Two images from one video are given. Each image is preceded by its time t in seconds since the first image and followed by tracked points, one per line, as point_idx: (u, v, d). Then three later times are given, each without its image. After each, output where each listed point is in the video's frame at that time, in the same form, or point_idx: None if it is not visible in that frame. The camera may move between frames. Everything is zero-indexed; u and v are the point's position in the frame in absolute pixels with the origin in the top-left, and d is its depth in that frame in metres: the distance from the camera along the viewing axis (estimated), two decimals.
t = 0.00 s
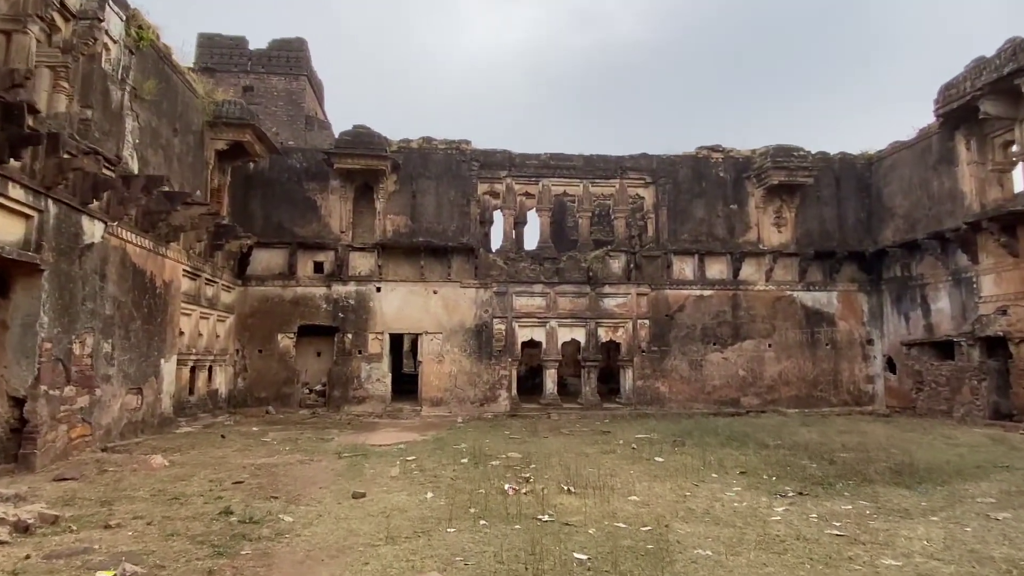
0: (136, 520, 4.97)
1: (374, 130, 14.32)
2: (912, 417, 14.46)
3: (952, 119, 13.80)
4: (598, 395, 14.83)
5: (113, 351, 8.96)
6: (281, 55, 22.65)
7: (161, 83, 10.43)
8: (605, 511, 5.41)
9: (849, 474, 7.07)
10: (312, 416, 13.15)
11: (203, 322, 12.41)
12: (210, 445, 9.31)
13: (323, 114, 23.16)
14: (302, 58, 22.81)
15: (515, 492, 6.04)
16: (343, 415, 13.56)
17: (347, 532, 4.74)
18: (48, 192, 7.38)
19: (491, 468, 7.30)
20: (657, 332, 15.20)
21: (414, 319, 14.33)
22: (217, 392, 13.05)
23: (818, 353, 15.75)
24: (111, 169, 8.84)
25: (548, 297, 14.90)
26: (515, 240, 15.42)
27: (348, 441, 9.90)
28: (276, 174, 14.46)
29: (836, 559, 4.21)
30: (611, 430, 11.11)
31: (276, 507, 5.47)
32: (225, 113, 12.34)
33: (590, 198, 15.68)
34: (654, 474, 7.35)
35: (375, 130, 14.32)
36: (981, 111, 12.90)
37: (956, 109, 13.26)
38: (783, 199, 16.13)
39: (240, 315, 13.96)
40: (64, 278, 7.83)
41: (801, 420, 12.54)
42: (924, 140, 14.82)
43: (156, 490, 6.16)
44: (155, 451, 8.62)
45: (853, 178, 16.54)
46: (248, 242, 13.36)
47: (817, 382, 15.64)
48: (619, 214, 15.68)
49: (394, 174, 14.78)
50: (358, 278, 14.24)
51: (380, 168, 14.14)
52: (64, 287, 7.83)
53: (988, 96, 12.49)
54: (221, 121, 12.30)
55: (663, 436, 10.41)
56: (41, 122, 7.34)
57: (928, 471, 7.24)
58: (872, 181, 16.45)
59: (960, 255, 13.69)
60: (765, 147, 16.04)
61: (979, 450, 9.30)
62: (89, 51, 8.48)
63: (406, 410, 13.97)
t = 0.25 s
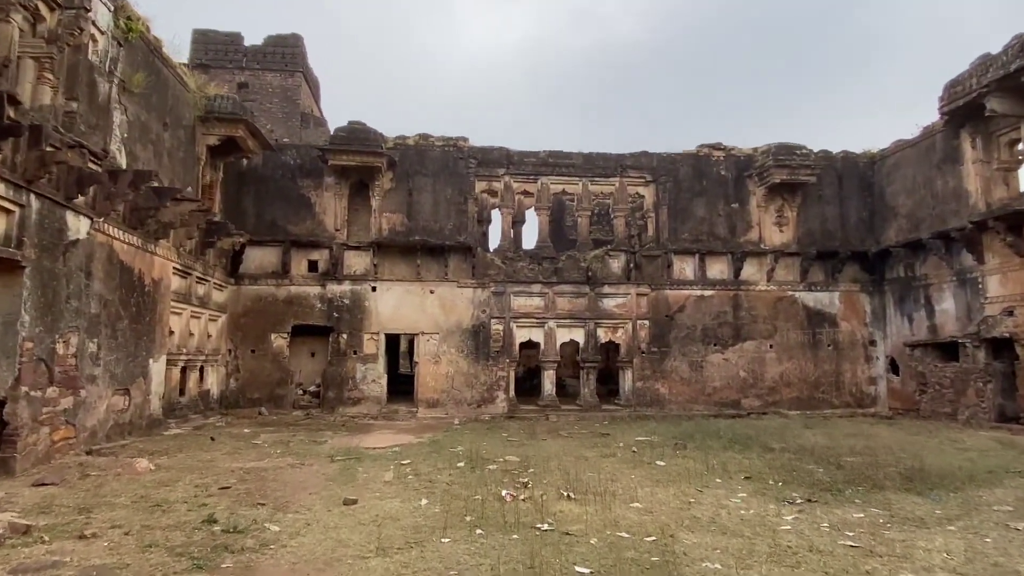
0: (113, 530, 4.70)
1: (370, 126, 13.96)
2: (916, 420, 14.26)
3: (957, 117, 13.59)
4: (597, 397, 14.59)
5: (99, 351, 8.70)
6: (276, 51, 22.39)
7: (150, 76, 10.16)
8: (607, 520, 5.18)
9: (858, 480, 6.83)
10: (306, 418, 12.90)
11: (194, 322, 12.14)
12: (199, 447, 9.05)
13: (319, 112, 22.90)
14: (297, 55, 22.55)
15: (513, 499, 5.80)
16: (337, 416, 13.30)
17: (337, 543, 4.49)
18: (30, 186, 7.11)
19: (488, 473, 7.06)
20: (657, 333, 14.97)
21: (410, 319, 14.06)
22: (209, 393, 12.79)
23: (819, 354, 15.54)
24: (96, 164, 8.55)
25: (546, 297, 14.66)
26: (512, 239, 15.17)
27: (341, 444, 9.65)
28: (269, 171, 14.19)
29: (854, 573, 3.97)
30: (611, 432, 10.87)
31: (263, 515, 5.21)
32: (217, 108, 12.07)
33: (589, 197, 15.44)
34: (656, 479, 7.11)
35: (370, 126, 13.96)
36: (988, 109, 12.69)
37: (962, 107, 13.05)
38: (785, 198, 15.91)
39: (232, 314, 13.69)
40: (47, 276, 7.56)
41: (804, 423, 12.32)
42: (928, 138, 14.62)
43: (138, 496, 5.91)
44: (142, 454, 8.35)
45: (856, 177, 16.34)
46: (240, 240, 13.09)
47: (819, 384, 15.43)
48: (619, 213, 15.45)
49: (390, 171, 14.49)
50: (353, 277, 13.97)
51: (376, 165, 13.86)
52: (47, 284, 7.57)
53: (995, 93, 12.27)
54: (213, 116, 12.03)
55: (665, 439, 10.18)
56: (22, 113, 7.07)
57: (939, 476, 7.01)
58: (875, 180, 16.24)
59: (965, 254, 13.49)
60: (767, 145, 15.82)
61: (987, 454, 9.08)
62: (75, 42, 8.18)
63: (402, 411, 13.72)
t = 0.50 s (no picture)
0: (88, 535, 4.45)
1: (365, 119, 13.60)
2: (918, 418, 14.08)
3: (961, 111, 13.39)
4: (595, 394, 14.37)
5: (84, 347, 8.44)
6: (271, 45, 22.08)
7: (138, 65, 9.90)
8: (608, 523, 4.95)
9: (867, 480, 6.62)
10: (299, 416, 12.65)
11: (185, 318, 11.88)
12: (187, 446, 8.80)
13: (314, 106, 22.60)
14: (292, 48, 22.23)
15: (510, 501, 5.57)
16: (331, 414, 13.06)
17: (324, 548, 4.25)
18: (9, 176, 6.85)
19: (484, 473, 6.82)
20: (656, 330, 14.75)
21: (405, 316, 13.79)
22: (200, 391, 12.53)
23: (820, 352, 15.34)
24: (81, 154, 8.30)
25: (544, 293, 14.43)
26: (510, 235, 14.92)
27: (334, 443, 9.41)
28: (262, 164, 13.92)
29: None
30: (610, 430, 10.64)
31: (249, 518, 4.97)
32: (208, 100, 11.81)
33: (588, 192, 15.19)
34: (658, 480, 6.88)
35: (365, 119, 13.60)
36: (993, 102, 12.50)
37: (967, 100, 12.84)
38: (786, 194, 15.70)
39: (224, 311, 13.43)
40: (28, 269, 7.30)
41: (806, 421, 12.11)
42: (932, 133, 14.41)
43: (119, 497, 5.66)
44: (127, 453, 8.10)
45: (858, 172, 16.14)
46: (232, 234, 12.83)
47: (820, 382, 15.23)
48: (618, 208, 15.21)
49: (385, 165, 14.18)
50: (347, 273, 13.70)
51: (371, 158, 13.54)
52: (28, 278, 7.31)
53: (1000, 86, 12.08)
54: (203, 107, 11.76)
55: (665, 437, 9.96)
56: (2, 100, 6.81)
57: (950, 476, 6.80)
58: (877, 176, 16.04)
59: (969, 250, 13.32)
60: (768, 140, 15.60)
61: (994, 453, 8.88)
62: (58, 27, 7.93)
63: (397, 409, 13.48)
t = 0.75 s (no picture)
0: (56, 544, 4.18)
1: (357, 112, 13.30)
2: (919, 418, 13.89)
3: (964, 106, 13.18)
4: (592, 394, 14.13)
5: (64, 345, 8.14)
6: (263, 39, 21.74)
7: (121, 54, 9.59)
8: (609, 530, 4.71)
9: (874, 483, 6.37)
10: (290, 415, 12.37)
11: (172, 315, 11.57)
12: (173, 448, 8.51)
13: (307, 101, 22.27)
14: (285, 42, 21.89)
15: (504, 506, 5.31)
16: (323, 414, 12.77)
17: (307, 558, 3.99)
18: None
19: (479, 476, 6.56)
20: (654, 328, 14.51)
21: (398, 313, 13.49)
22: (188, 390, 12.24)
23: (820, 350, 15.13)
24: (60, 144, 7.99)
25: (540, 291, 14.16)
26: (505, 231, 14.64)
27: (324, 443, 9.12)
28: (252, 158, 13.61)
29: None
30: (607, 430, 10.38)
31: (229, 525, 4.71)
32: (196, 91, 11.51)
33: (585, 187, 14.92)
34: (659, 483, 6.62)
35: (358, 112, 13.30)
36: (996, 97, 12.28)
37: (969, 95, 12.63)
38: (785, 190, 15.49)
39: (214, 308, 13.13)
40: (3, 264, 7.00)
41: (806, 421, 11.90)
42: (933, 128, 14.21)
43: (95, 503, 5.38)
44: (109, 454, 7.82)
45: (858, 169, 15.93)
46: (221, 230, 12.53)
47: (819, 381, 15.03)
48: (615, 204, 14.95)
49: (378, 160, 13.85)
50: (339, 269, 13.40)
51: (364, 153, 13.20)
52: (3, 273, 7.01)
53: (1003, 81, 11.87)
54: (191, 99, 11.46)
55: (665, 437, 9.71)
56: None
57: (960, 478, 6.56)
58: (878, 172, 15.84)
59: (971, 247, 13.13)
60: (768, 135, 15.38)
61: (1001, 453, 8.67)
62: (35, 12, 7.63)
63: (390, 409, 13.20)
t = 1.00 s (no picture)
0: (20, 553, 3.91)
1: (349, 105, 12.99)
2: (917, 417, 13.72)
3: (964, 102, 13.01)
4: (587, 393, 13.89)
5: (41, 342, 7.84)
6: (254, 32, 21.40)
7: (103, 41, 9.28)
8: (609, 537, 4.47)
9: (882, 486, 6.15)
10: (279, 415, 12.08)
11: (157, 311, 11.26)
12: (155, 448, 8.22)
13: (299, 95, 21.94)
14: (276, 35, 21.55)
15: (499, 511, 5.06)
16: (313, 413, 12.49)
17: (288, 568, 3.73)
18: None
19: (472, 478, 6.30)
20: (650, 326, 14.30)
21: (390, 311, 13.21)
22: (173, 389, 11.93)
23: (818, 349, 14.96)
24: (37, 133, 7.69)
25: (535, 288, 13.90)
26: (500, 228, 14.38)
27: (313, 444, 8.84)
28: (241, 152, 13.30)
29: None
30: (603, 430, 10.13)
31: (208, 531, 4.44)
32: (182, 81, 11.20)
33: (581, 183, 14.66)
34: (659, 485, 6.39)
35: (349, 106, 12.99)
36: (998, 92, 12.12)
37: (970, 90, 12.47)
38: (783, 187, 15.30)
39: (201, 305, 12.82)
40: None
41: (805, 420, 11.72)
42: (933, 125, 14.05)
43: (67, 507, 5.10)
44: (88, 455, 7.52)
45: (856, 166, 15.77)
46: (208, 224, 12.22)
47: (817, 380, 14.85)
48: (611, 201, 14.71)
49: (371, 154, 13.51)
50: (330, 265, 13.11)
51: (355, 146, 12.89)
52: None
53: (1005, 76, 11.71)
54: (177, 90, 11.15)
55: (663, 437, 9.48)
56: None
57: (970, 481, 6.35)
58: (876, 169, 15.68)
59: (971, 245, 12.97)
60: (766, 132, 15.18)
61: (1005, 454, 8.48)
62: None
63: (381, 408, 12.92)
